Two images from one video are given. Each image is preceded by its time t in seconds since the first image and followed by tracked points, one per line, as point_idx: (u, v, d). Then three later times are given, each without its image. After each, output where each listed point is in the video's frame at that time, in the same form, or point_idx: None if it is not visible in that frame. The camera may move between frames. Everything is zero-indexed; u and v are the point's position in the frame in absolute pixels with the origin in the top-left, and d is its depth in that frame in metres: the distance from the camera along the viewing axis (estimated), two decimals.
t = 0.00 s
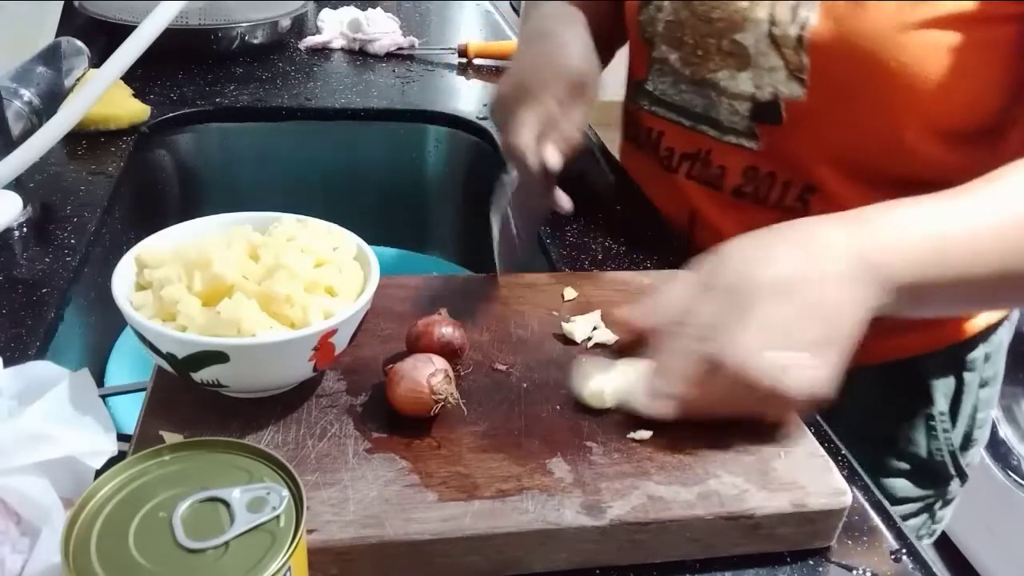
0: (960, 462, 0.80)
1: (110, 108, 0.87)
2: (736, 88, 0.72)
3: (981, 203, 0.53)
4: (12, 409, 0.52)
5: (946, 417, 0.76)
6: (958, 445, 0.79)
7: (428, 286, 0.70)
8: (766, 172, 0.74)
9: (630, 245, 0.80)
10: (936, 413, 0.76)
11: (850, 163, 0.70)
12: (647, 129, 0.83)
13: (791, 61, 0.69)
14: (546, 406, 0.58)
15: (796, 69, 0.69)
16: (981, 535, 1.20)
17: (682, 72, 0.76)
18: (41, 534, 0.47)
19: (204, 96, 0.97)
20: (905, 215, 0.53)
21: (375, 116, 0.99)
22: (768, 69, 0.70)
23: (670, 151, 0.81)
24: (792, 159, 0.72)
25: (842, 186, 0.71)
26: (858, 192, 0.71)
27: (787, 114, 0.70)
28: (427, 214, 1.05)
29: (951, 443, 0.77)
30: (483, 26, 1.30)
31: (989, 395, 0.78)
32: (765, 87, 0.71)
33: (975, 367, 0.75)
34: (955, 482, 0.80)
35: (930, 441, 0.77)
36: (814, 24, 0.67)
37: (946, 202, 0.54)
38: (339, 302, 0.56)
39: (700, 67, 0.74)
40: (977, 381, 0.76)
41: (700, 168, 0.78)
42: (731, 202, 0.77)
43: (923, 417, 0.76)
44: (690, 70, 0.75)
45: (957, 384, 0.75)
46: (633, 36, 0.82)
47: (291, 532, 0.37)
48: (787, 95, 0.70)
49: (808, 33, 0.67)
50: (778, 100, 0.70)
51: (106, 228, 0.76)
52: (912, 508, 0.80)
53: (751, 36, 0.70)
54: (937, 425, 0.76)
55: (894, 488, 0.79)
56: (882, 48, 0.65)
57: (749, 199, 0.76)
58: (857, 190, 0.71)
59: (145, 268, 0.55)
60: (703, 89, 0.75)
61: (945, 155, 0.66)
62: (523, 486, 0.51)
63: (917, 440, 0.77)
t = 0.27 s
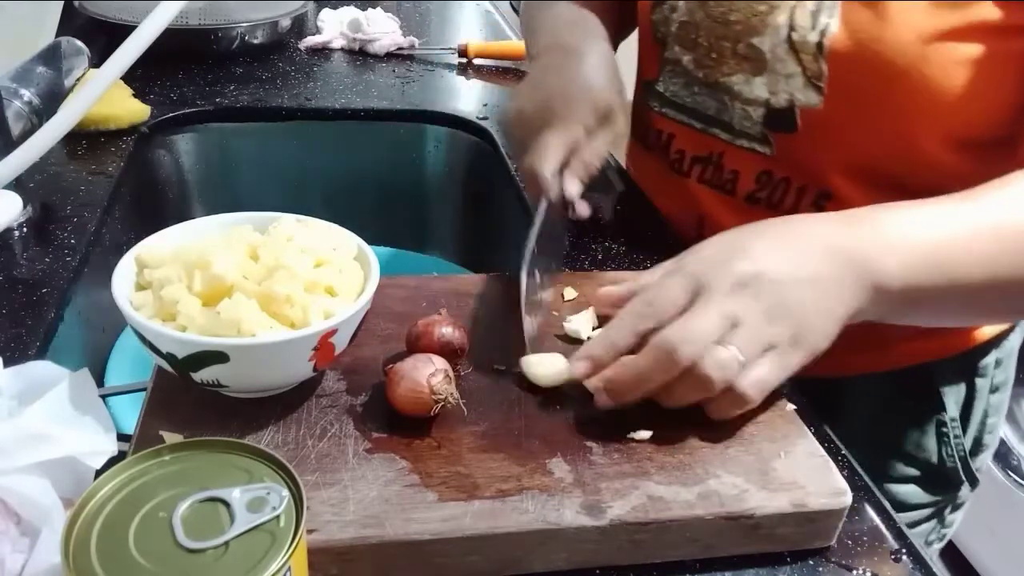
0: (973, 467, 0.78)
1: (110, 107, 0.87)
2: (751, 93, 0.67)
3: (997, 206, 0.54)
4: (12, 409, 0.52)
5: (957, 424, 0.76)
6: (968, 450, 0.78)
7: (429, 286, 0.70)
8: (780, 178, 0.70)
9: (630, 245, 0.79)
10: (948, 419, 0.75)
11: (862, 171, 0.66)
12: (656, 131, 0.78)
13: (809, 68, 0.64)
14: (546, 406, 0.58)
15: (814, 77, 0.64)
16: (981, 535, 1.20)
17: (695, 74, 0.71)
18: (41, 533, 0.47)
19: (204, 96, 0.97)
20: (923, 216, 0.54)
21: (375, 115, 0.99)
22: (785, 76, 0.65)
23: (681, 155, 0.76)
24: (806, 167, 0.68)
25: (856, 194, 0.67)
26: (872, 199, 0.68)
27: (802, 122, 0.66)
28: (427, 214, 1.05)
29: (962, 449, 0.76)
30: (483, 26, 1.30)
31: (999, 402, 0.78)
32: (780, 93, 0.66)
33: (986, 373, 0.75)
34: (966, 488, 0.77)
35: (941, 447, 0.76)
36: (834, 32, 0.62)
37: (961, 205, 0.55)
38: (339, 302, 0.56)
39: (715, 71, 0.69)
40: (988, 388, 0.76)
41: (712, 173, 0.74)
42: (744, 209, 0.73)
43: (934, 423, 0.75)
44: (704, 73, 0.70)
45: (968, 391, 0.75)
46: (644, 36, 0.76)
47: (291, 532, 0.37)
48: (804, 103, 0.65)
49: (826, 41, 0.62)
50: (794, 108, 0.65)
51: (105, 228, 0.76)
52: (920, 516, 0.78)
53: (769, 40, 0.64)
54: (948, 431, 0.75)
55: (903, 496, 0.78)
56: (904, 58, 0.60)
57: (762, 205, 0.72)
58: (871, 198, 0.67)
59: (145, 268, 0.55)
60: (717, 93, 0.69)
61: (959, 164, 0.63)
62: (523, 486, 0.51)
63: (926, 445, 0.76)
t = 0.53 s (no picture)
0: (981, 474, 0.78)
1: (110, 107, 0.87)
2: (766, 98, 0.67)
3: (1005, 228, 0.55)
4: (12, 409, 0.52)
5: (968, 432, 0.76)
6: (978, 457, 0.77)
7: (429, 286, 0.70)
8: (793, 185, 0.69)
9: (620, 252, 0.80)
10: (959, 427, 0.75)
11: (876, 182, 0.66)
12: (666, 132, 0.78)
13: (829, 74, 0.63)
14: (546, 406, 0.58)
15: (834, 83, 0.63)
16: (982, 535, 1.19)
17: (708, 76, 0.70)
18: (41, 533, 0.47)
19: (204, 96, 0.97)
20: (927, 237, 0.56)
21: (375, 115, 0.99)
22: (804, 81, 0.65)
23: (691, 158, 0.76)
24: (819, 176, 0.68)
25: (870, 205, 0.67)
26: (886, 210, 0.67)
27: (819, 128, 0.65)
28: (428, 215, 1.05)
29: (973, 457, 0.76)
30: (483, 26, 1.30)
31: (1010, 408, 0.77)
32: (798, 99, 0.65)
33: (997, 381, 0.75)
34: (976, 494, 0.78)
35: (952, 455, 0.76)
36: (856, 37, 0.62)
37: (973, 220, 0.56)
38: (339, 302, 0.56)
39: (728, 74, 0.68)
40: (999, 395, 0.75)
41: (724, 178, 0.74)
42: (756, 217, 0.73)
43: (945, 431, 0.75)
44: (717, 75, 0.69)
45: (980, 398, 0.75)
46: (656, 34, 0.76)
47: (291, 532, 0.37)
48: (822, 110, 0.64)
49: (849, 47, 0.62)
50: (811, 115, 0.65)
51: (105, 228, 0.76)
52: (930, 523, 0.78)
53: (786, 43, 0.64)
54: (959, 440, 0.75)
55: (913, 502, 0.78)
56: (927, 68, 0.59)
57: (775, 213, 0.72)
58: (886, 208, 0.67)
59: (145, 268, 0.55)
60: (731, 97, 0.69)
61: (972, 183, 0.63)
62: (523, 486, 0.51)
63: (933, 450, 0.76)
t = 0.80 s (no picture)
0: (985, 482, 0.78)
1: (110, 107, 0.87)
2: (769, 101, 0.65)
3: (1001, 237, 0.57)
4: (12, 409, 0.52)
5: (969, 438, 0.75)
6: (980, 464, 0.77)
7: (429, 286, 0.70)
8: (794, 190, 0.70)
9: (618, 253, 0.80)
10: (961, 433, 0.75)
11: (876, 189, 0.66)
12: (667, 134, 0.77)
13: (834, 79, 0.61)
14: (546, 406, 0.58)
15: (840, 87, 0.61)
16: (982, 536, 1.19)
17: (711, 78, 0.68)
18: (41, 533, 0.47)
19: (205, 96, 0.97)
20: (928, 250, 0.57)
21: (375, 115, 0.99)
22: (809, 85, 0.62)
23: (693, 160, 0.76)
24: (822, 180, 0.68)
25: (872, 212, 0.67)
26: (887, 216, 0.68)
27: (823, 133, 0.64)
28: (427, 216, 1.05)
29: (975, 463, 0.76)
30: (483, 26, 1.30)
31: (1013, 415, 0.77)
32: (802, 103, 0.63)
33: (1000, 387, 0.74)
34: (978, 503, 0.77)
35: (954, 462, 0.76)
36: (862, 41, 0.60)
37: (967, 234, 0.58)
38: (339, 302, 0.56)
39: (733, 75, 0.66)
40: (1002, 402, 0.75)
41: (725, 181, 0.74)
42: (759, 220, 0.73)
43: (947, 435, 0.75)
44: (721, 77, 0.67)
45: (981, 404, 0.74)
46: (660, 33, 0.74)
47: (291, 532, 0.37)
48: (827, 115, 0.63)
49: (855, 51, 0.60)
50: (816, 119, 0.63)
51: (105, 228, 0.76)
52: (932, 529, 0.78)
53: (792, 47, 0.60)
54: (961, 446, 0.75)
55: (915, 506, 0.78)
56: (936, 73, 0.59)
57: (775, 217, 0.72)
58: (887, 214, 0.67)
59: (145, 268, 0.55)
60: (734, 100, 0.67)
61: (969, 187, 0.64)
62: (523, 486, 0.51)
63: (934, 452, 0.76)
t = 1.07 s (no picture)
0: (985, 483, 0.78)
1: (110, 107, 0.87)
2: (770, 100, 0.66)
3: (1003, 238, 0.56)
4: (12, 409, 0.52)
5: (969, 438, 0.75)
6: (981, 465, 0.77)
7: (429, 286, 0.70)
8: (794, 191, 0.70)
9: (618, 253, 0.80)
10: (961, 433, 0.75)
11: (878, 189, 0.66)
12: (667, 133, 0.77)
13: (836, 78, 0.62)
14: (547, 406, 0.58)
15: (841, 87, 0.62)
16: (982, 535, 1.20)
17: (711, 77, 0.69)
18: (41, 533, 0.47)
19: (204, 96, 0.97)
20: (928, 249, 0.57)
21: (375, 115, 0.99)
22: (810, 84, 0.63)
23: (693, 159, 0.76)
24: (822, 180, 0.68)
25: (872, 213, 0.67)
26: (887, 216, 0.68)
27: (824, 132, 0.65)
28: (427, 216, 1.05)
29: (975, 464, 0.76)
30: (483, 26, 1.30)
31: (1014, 416, 0.77)
32: (802, 103, 0.64)
33: (1000, 388, 0.74)
34: (978, 503, 0.77)
35: (954, 463, 0.76)
36: (864, 40, 0.61)
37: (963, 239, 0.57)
38: (339, 302, 0.56)
39: (733, 75, 0.67)
40: (1002, 403, 0.75)
41: (725, 181, 0.74)
42: (759, 220, 0.73)
43: (947, 435, 0.75)
44: (721, 76, 0.68)
45: (982, 405, 0.74)
46: (660, 32, 0.74)
47: (291, 532, 0.37)
48: (827, 114, 0.63)
49: (855, 51, 0.61)
50: (817, 119, 0.64)
51: (105, 228, 0.76)
52: (932, 530, 0.78)
53: (793, 45, 0.63)
54: (960, 446, 0.75)
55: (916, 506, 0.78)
56: (937, 72, 0.59)
57: (775, 217, 0.72)
58: (886, 214, 0.67)
59: (145, 268, 0.55)
60: (734, 98, 0.68)
61: (970, 189, 0.64)
62: (523, 486, 0.51)
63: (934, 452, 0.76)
